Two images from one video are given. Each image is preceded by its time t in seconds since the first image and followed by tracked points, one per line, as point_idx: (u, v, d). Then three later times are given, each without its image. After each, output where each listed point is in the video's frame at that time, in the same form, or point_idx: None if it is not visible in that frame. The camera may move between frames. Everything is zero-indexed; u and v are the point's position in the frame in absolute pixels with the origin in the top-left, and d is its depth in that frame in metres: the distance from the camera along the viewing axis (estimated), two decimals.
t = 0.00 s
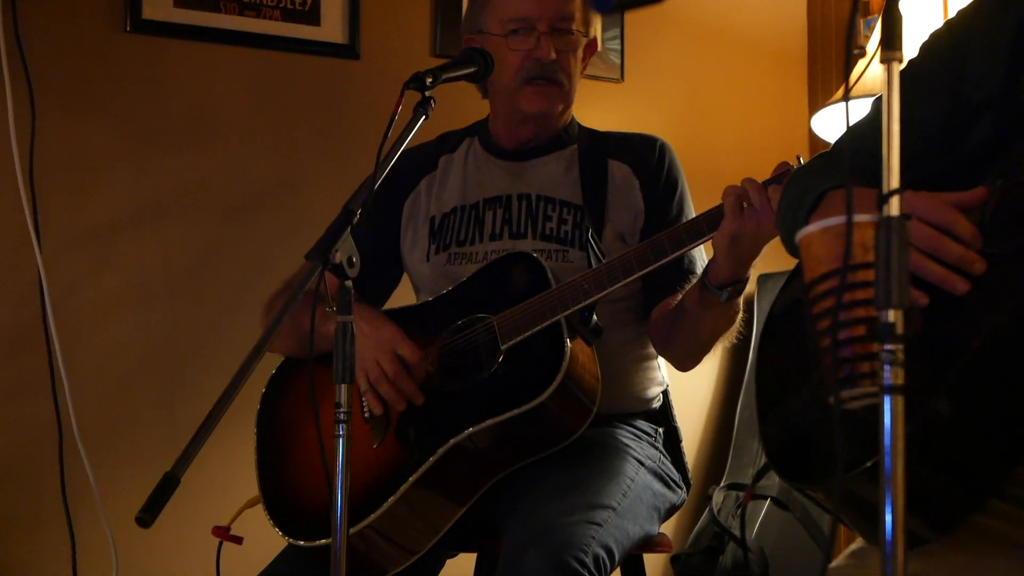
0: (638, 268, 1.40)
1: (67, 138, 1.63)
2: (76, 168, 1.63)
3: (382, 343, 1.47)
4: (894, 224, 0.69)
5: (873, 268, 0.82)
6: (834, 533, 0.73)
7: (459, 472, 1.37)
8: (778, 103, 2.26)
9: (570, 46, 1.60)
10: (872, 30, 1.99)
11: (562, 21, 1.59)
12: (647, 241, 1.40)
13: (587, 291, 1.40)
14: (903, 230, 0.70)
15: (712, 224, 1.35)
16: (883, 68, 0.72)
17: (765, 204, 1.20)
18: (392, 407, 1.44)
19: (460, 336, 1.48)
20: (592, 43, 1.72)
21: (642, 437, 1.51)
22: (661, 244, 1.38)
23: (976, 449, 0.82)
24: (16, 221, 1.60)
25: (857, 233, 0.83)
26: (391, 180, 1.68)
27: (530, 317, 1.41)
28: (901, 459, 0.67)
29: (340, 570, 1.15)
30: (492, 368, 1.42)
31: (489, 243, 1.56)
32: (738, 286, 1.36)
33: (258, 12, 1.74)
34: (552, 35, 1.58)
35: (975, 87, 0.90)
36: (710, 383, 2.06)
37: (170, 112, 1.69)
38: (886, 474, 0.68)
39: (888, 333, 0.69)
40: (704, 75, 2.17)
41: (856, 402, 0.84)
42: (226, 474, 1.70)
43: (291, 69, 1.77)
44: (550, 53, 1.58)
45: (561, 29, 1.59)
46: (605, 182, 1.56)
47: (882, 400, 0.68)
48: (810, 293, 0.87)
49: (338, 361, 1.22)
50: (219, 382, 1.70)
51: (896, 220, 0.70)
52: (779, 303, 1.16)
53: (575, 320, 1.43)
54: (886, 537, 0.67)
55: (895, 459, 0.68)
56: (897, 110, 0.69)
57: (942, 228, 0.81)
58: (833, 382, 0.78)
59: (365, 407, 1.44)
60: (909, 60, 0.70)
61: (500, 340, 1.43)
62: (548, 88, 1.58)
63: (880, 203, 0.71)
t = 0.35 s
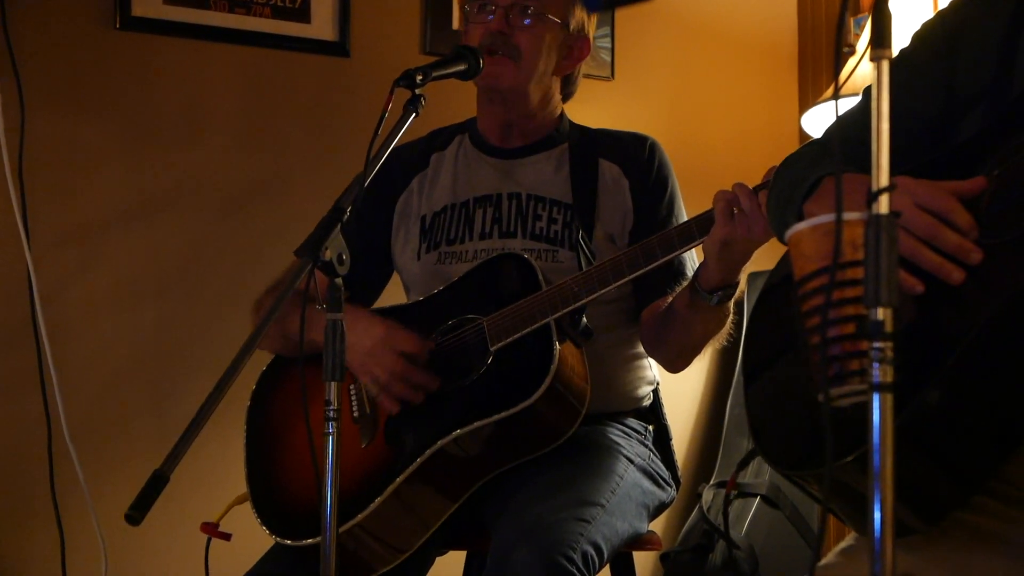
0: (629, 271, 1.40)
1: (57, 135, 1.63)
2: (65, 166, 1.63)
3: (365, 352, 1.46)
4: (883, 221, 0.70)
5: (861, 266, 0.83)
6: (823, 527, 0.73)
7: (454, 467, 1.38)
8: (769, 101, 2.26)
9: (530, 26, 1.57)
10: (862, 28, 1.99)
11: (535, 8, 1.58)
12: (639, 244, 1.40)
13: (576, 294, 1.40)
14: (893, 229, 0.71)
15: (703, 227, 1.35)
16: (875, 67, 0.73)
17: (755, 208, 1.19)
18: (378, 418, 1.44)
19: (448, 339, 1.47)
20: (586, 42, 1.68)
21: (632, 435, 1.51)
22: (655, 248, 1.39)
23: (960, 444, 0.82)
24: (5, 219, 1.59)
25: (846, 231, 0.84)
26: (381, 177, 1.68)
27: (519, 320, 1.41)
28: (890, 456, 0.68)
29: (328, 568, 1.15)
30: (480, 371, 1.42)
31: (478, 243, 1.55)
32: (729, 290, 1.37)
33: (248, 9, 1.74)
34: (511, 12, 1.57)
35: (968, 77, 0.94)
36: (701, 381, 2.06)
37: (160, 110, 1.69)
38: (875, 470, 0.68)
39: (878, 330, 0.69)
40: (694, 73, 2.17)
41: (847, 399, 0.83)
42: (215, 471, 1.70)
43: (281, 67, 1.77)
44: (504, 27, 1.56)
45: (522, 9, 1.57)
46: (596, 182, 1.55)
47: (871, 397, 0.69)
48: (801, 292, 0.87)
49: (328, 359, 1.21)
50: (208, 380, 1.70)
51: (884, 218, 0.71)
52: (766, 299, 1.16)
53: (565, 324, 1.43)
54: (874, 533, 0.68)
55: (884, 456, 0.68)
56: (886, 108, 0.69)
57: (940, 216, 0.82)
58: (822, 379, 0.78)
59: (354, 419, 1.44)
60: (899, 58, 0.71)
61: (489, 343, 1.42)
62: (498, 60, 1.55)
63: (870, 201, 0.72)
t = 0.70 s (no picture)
0: (626, 273, 1.39)
1: (48, 132, 1.62)
2: (57, 163, 1.63)
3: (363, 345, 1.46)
4: (874, 220, 0.70)
5: (853, 264, 0.83)
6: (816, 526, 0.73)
7: (454, 466, 1.39)
8: (762, 99, 2.26)
9: (525, 27, 1.56)
10: (854, 26, 1.99)
11: (532, 9, 1.56)
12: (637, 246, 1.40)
13: (573, 295, 1.40)
14: (884, 225, 0.70)
15: (700, 230, 1.34)
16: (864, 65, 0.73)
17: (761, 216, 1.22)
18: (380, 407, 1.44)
19: (444, 338, 1.47)
20: (583, 45, 1.67)
21: (626, 433, 1.51)
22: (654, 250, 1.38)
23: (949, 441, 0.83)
24: None
25: (838, 229, 0.84)
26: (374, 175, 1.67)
27: (515, 320, 1.41)
28: (882, 455, 0.68)
29: (321, 565, 1.15)
30: (477, 371, 1.42)
31: (473, 241, 1.55)
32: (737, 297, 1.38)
33: (240, 6, 1.73)
34: (506, 11, 1.55)
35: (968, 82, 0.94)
36: (693, 379, 2.06)
37: (152, 107, 1.68)
38: (867, 469, 0.68)
39: (869, 329, 0.69)
40: (688, 71, 2.17)
41: (837, 397, 0.86)
42: (208, 469, 1.69)
43: (274, 64, 1.76)
44: (498, 26, 1.55)
45: (518, 9, 1.55)
46: (592, 182, 1.56)
47: (862, 396, 0.69)
48: (792, 288, 0.89)
49: (320, 356, 1.22)
50: (201, 378, 1.69)
51: (875, 216, 0.70)
52: (759, 296, 1.16)
53: (561, 324, 1.42)
54: (865, 532, 0.67)
55: (875, 455, 0.68)
56: (875, 105, 0.69)
57: (930, 214, 0.82)
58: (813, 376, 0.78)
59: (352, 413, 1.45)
60: (891, 55, 0.71)
61: (486, 343, 1.42)
62: (490, 59, 1.53)
63: (861, 199, 0.72)
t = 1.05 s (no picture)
0: (621, 278, 1.41)
1: (41, 131, 1.62)
2: (49, 161, 1.62)
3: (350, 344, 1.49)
4: (867, 218, 0.71)
5: (846, 262, 0.84)
6: (806, 528, 0.75)
7: (446, 470, 1.39)
8: (755, 100, 2.26)
9: (509, 25, 1.56)
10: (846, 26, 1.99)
11: (516, 6, 1.57)
12: (631, 251, 1.41)
13: (567, 299, 1.40)
14: (876, 225, 0.71)
15: (695, 236, 1.36)
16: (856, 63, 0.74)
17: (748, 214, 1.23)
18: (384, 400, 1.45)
19: (438, 338, 1.48)
20: (569, 44, 1.66)
21: (617, 432, 1.51)
22: (652, 253, 1.39)
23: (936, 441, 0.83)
24: None
25: (830, 227, 0.86)
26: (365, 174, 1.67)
27: (508, 324, 1.41)
28: (873, 453, 0.68)
29: (313, 565, 1.16)
30: (472, 373, 1.43)
31: (463, 241, 1.55)
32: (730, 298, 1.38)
33: (232, 4, 1.73)
34: (489, 9, 1.55)
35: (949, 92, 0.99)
36: (686, 378, 2.06)
37: (144, 105, 1.68)
38: (858, 469, 0.69)
39: (861, 327, 0.70)
40: (681, 71, 2.17)
41: (829, 396, 0.86)
42: (200, 468, 1.69)
43: (266, 63, 1.76)
44: (481, 24, 1.55)
45: (501, 6, 1.56)
46: (582, 182, 1.55)
47: (853, 395, 0.69)
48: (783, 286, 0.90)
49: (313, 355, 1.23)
50: (192, 377, 1.69)
51: (869, 215, 0.71)
52: (750, 296, 1.16)
53: (556, 328, 1.44)
54: (857, 532, 0.68)
55: (867, 453, 0.68)
56: (868, 105, 0.70)
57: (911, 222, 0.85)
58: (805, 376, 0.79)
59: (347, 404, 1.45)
60: (882, 54, 0.71)
61: (480, 346, 1.43)
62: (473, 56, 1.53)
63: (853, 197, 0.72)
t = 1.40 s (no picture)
0: (613, 286, 1.41)
1: (31, 137, 1.62)
2: (39, 168, 1.62)
3: (357, 336, 1.47)
4: (856, 227, 0.70)
5: (837, 271, 0.84)
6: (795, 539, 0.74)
7: (437, 480, 1.39)
8: (745, 106, 2.27)
9: (498, 33, 1.56)
10: (836, 34, 2.00)
11: (505, 14, 1.57)
12: (624, 260, 1.41)
13: (559, 307, 1.40)
14: (866, 232, 0.70)
15: (687, 243, 1.37)
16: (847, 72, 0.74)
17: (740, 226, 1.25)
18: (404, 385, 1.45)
19: (430, 345, 1.47)
20: (558, 52, 1.66)
21: (607, 439, 1.51)
22: (645, 260, 1.40)
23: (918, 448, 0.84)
24: None
25: (820, 235, 0.86)
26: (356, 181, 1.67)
27: (501, 332, 1.42)
28: (863, 460, 0.68)
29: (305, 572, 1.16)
30: (463, 381, 1.42)
31: (453, 248, 1.55)
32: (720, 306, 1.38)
33: (223, 11, 1.73)
34: (479, 18, 1.55)
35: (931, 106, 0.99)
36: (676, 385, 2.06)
37: (135, 112, 1.68)
38: (848, 476, 0.69)
39: (851, 335, 0.69)
40: (672, 77, 2.17)
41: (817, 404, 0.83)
42: (190, 475, 1.69)
43: (257, 70, 1.76)
44: (471, 32, 1.56)
45: (491, 15, 1.56)
46: (572, 189, 1.56)
47: (843, 403, 0.69)
48: (774, 294, 0.89)
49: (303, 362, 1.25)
50: (182, 384, 1.69)
51: (858, 224, 0.70)
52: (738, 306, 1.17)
53: (548, 335, 1.44)
54: (846, 540, 0.68)
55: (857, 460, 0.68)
56: (858, 111, 0.70)
57: (896, 239, 0.82)
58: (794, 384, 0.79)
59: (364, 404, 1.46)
60: (871, 63, 0.72)
61: (472, 354, 1.43)
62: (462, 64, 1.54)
63: (842, 206, 0.72)
